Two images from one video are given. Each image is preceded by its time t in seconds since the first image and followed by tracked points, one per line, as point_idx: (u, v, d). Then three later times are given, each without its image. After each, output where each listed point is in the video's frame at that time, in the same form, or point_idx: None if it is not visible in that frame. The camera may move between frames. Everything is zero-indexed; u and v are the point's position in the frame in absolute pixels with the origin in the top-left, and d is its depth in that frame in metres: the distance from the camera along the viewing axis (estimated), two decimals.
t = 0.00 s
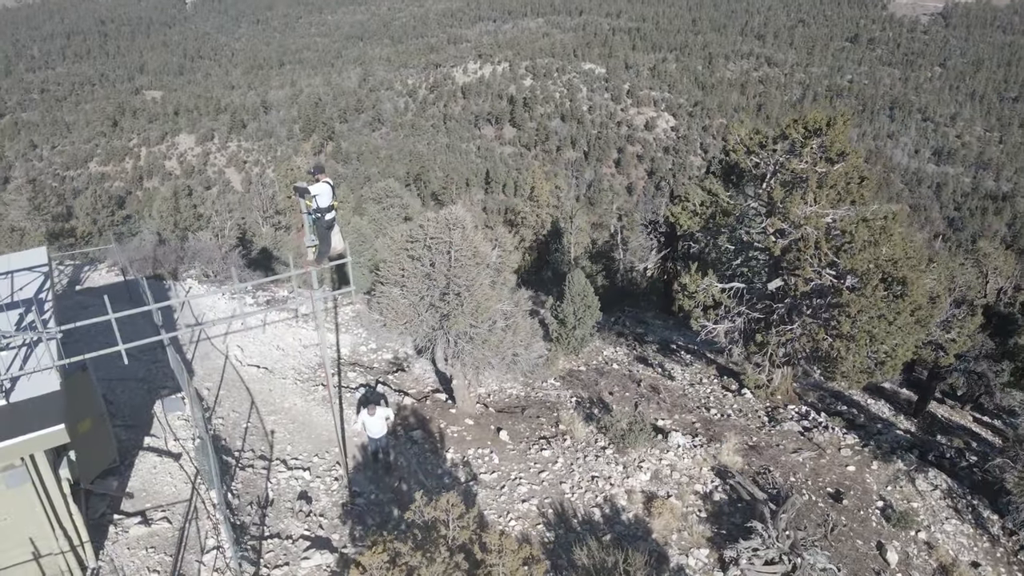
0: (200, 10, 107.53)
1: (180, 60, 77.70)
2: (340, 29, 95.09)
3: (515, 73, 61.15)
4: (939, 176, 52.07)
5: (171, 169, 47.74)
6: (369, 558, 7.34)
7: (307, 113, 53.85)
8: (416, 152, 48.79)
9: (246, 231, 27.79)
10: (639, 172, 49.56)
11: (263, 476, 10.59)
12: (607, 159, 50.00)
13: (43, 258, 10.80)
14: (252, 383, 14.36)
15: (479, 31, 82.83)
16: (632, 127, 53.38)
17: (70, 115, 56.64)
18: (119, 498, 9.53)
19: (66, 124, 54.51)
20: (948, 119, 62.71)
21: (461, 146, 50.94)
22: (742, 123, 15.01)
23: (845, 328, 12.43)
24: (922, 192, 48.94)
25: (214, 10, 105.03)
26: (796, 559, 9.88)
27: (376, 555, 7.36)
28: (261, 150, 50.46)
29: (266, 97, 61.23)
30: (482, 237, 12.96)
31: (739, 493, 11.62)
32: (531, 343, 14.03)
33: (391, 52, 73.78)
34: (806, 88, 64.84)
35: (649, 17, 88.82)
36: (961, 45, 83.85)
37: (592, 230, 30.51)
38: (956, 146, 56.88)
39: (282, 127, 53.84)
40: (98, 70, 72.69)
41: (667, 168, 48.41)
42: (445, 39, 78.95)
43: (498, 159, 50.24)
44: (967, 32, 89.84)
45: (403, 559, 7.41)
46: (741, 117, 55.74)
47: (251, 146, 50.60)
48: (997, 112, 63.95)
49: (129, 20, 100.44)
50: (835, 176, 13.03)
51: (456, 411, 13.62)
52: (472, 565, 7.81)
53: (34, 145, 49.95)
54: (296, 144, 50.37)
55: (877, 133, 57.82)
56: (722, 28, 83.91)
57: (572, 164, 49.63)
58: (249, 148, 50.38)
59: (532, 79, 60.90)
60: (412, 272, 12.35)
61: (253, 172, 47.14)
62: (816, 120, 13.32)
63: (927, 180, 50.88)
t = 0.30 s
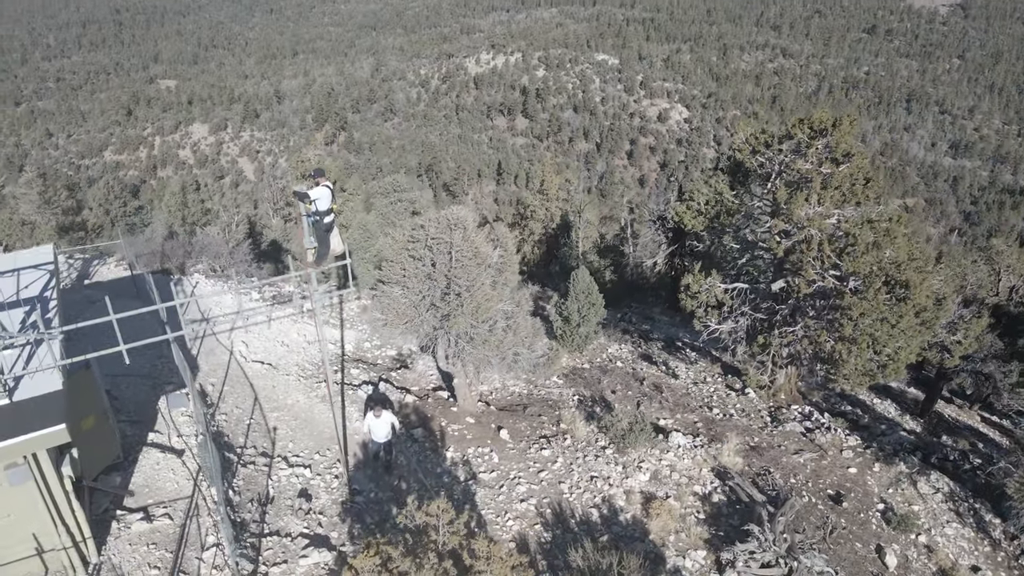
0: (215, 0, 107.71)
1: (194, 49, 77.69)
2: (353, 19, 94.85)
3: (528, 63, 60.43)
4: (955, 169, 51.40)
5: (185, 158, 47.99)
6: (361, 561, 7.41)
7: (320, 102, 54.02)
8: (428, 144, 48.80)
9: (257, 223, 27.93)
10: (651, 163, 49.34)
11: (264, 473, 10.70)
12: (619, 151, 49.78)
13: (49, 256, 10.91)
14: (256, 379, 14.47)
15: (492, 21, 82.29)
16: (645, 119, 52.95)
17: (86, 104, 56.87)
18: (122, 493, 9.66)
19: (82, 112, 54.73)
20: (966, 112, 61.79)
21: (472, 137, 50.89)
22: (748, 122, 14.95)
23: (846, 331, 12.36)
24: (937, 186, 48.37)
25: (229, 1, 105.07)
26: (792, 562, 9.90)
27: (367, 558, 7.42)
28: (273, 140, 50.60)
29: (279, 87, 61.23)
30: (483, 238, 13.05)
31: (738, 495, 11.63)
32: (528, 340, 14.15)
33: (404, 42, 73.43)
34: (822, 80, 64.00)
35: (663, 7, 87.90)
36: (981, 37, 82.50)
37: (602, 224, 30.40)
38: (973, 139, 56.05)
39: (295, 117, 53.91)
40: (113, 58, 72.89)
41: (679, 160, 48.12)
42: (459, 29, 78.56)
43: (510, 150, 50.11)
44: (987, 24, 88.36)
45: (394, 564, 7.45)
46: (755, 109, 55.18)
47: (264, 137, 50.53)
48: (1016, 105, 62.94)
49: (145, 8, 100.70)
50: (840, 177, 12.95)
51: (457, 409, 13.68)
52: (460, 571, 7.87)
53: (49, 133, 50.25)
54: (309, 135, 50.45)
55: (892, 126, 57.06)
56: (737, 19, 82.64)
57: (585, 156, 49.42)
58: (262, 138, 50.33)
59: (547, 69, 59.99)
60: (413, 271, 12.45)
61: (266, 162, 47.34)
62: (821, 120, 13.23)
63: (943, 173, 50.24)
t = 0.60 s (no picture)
0: None
1: (208, 38, 77.47)
2: (366, 9, 94.26)
3: (541, 54, 59.20)
4: (973, 163, 50.45)
5: (198, 148, 48.20)
6: (354, 565, 7.53)
7: (332, 92, 53.97)
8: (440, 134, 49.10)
9: (268, 215, 27.97)
10: (664, 155, 49.02)
11: (265, 471, 10.81)
12: (632, 143, 49.48)
13: (54, 254, 11.02)
14: (260, 376, 14.59)
15: (506, 11, 81.46)
16: (658, 111, 52.43)
17: (101, 92, 56.96)
18: (125, 489, 9.81)
19: (97, 101, 54.89)
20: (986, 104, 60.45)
21: (484, 128, 50.88)
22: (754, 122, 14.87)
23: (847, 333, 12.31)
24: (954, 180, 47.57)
25: None
26: (788, 566, 9.93)
27: (361, 562, 7.55)
28: (286, 130, 50.66)
29: (292, 77, 61.03)
30: (484, 238, 13.09)
31: (737, 497, 11.64)
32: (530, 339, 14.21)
33: (417, 32, 72.82)
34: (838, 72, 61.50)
35: None
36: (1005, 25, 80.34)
37: (612, 217, 30.20)
38: (992, 132, 54.93)
39: (307, 106, 53.86)
40: (128, 46, 72.94)
41: (692, 153, 47.74)
42: (472, 19, 77.83)
43: (522, 142, 49.90)
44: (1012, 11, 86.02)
45: (387, 568, 7.53)
46: (770, 101, 54.46)
47: (277, 127, 50.86)
48: None
49: None
50: (844, 179, 12.89)
51: (458, 408, 13.74)
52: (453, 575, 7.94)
53: (65, 122, 50.59)
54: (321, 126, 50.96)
55: (909, 118, 55.96)
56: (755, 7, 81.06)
57: (597, 147, 49.10)
58: (274, 128, 50.71)
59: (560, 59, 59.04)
60: (414, 272, 12.56)
61: (279, 152, 47.48)
62: (827, 121, 13.11)
63: (960, 167, 49.35)
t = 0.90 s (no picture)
0: None
1: (222, 28, 77.29)
2: None
3: (554, 45, 58.79)
4: (990, 157, 49.55)
5: (211, 138, 48.45)
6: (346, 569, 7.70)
7: (344, 82, 54.04)
8: (451, 124, 49.07)
9: (278, 207, 28.06)
10: (677, 148, 48.75)
11: (267, 469, 10.91)
12: (644, 135, 49.23)
13: (60, 253, 11.13)
14: (264, 373, 14.72)
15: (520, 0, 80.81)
16: (671, 102, 52.04)
17: (115, 81, 56.99)
18: (128, 486, 9.95)
19: (111, 89, 54.98)
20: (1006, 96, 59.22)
21: (496, 119, 50.86)
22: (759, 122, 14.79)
23: (849, 337, 12.27)
24: (970, 173, 46.80)
25: None
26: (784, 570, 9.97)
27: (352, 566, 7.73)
28: (299, 120, 50.83)
29: (305, 66, 60.90)
30: (486, 239, 13.20)
31: (735, 499, 11.66)
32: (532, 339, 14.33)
33: (430, 22, 72.35)
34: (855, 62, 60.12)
35: None
36: None
37: (622, 211, 30.06)
38: (1010, 126, 53.93)
39: (319, 97, 53.82)
40: (142, 34, 72.85)
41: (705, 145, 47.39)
42: (485, 9, 77.26)
43: (534, 133, 49.75)
44: None
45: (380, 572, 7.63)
46: (783, 93, 53.79)
47: (289, 117, 51.21)
48: None
49: None
50: (848, 181, 12.79)
51: (459, 407, 13.80)
52: None
53: (80, 111, 50.91)
54: (334, 115, 51.17)
55: (926, 110, 54.97)
56: None
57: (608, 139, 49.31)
58: (287, 118, 51.04)
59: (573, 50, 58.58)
60: (415, 273, 12.67)
61: (292, 142, 47.76)
62: (833, 122, 13.01)
63: (977, 161, 48.49)
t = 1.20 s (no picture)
0: None
1: (235, 15, 76.70)
2: None
3: (566, 36, 58.56)
4: (1009, 150, 48.67)
5: (224, 127, 48.57)
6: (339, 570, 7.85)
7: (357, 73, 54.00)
8: (464, 116, 49.00)
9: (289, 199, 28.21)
10: (690, 140, 48.52)
11: (268, 467, 11.03)
12: (657, 126, 49.02)
13: (65, 252, 11.28)
14: (268, 370, 14.84)
15: None
16: (684, 94, 51.71)
17: (128, 70, 56.41)
18: (132, 483, 10.09)
19: (125, 79, 54.21)
20: None
21: (509, 109, 50.86)
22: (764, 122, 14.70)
23: (851, 342, 12.22)
24: (987, 167, 46.03)
25: None
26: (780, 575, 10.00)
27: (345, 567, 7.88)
28: (311, 110, 50.84)
29: (318, 55, 60.70)
30: (488, 241, 13.40)
31: (734, 502, 11.68)
32: (533, 339, 14.41)
33: (444, 10, 71.84)
34: (871, 57, 58.55)
35: None
36: None
37: (632, 204, 29.89)
38: None
39: (332, 86, 53.75)
40: (155, 22, 72.50)
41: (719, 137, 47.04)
42: None
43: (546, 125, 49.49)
44: None
45: None
46: (798, 85, 53.17)
47: (301, 107, 51.25)
48: None
49: None
50: (852, 184, 12.70)
51: (460, 406, 13.86)
52: None
53: (94, 99, 51.09)
54: (346, 105, 51.10)
55: (944, 103, 54.00)
56: None
57: (621, 131, 48.56)
58: (299, 108, 51.10)
59: (586, 41, 58.30)
60: (416, 275, 12.84)
61: (304, 132, 47.92)
62: (839, 123, 12.94)
63: (995, 154, 47.65)
